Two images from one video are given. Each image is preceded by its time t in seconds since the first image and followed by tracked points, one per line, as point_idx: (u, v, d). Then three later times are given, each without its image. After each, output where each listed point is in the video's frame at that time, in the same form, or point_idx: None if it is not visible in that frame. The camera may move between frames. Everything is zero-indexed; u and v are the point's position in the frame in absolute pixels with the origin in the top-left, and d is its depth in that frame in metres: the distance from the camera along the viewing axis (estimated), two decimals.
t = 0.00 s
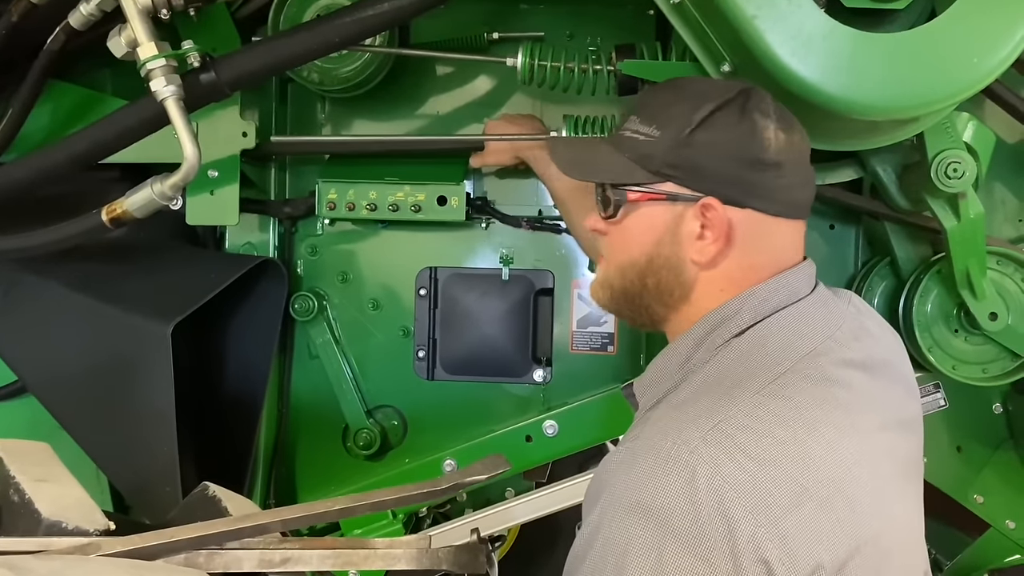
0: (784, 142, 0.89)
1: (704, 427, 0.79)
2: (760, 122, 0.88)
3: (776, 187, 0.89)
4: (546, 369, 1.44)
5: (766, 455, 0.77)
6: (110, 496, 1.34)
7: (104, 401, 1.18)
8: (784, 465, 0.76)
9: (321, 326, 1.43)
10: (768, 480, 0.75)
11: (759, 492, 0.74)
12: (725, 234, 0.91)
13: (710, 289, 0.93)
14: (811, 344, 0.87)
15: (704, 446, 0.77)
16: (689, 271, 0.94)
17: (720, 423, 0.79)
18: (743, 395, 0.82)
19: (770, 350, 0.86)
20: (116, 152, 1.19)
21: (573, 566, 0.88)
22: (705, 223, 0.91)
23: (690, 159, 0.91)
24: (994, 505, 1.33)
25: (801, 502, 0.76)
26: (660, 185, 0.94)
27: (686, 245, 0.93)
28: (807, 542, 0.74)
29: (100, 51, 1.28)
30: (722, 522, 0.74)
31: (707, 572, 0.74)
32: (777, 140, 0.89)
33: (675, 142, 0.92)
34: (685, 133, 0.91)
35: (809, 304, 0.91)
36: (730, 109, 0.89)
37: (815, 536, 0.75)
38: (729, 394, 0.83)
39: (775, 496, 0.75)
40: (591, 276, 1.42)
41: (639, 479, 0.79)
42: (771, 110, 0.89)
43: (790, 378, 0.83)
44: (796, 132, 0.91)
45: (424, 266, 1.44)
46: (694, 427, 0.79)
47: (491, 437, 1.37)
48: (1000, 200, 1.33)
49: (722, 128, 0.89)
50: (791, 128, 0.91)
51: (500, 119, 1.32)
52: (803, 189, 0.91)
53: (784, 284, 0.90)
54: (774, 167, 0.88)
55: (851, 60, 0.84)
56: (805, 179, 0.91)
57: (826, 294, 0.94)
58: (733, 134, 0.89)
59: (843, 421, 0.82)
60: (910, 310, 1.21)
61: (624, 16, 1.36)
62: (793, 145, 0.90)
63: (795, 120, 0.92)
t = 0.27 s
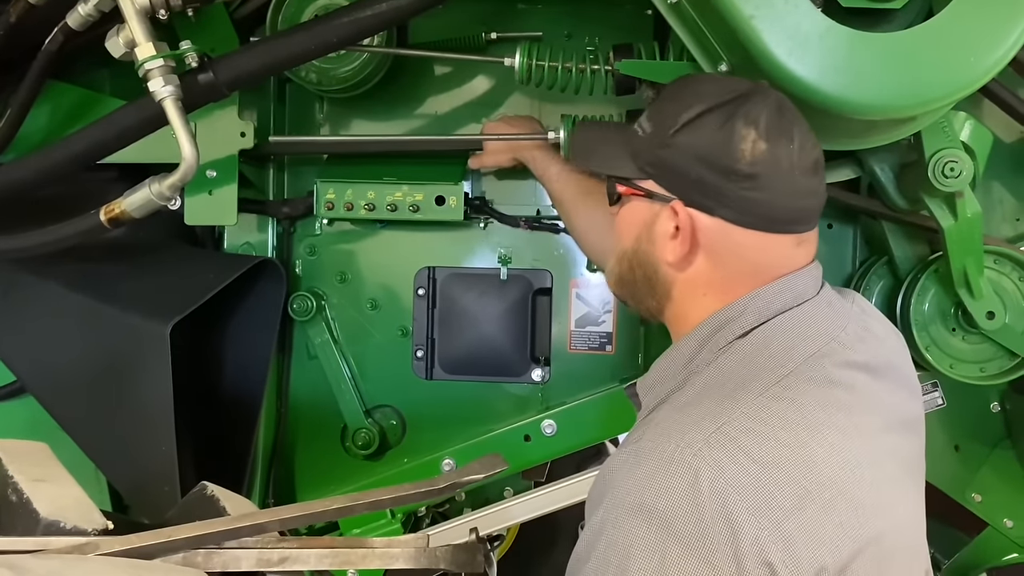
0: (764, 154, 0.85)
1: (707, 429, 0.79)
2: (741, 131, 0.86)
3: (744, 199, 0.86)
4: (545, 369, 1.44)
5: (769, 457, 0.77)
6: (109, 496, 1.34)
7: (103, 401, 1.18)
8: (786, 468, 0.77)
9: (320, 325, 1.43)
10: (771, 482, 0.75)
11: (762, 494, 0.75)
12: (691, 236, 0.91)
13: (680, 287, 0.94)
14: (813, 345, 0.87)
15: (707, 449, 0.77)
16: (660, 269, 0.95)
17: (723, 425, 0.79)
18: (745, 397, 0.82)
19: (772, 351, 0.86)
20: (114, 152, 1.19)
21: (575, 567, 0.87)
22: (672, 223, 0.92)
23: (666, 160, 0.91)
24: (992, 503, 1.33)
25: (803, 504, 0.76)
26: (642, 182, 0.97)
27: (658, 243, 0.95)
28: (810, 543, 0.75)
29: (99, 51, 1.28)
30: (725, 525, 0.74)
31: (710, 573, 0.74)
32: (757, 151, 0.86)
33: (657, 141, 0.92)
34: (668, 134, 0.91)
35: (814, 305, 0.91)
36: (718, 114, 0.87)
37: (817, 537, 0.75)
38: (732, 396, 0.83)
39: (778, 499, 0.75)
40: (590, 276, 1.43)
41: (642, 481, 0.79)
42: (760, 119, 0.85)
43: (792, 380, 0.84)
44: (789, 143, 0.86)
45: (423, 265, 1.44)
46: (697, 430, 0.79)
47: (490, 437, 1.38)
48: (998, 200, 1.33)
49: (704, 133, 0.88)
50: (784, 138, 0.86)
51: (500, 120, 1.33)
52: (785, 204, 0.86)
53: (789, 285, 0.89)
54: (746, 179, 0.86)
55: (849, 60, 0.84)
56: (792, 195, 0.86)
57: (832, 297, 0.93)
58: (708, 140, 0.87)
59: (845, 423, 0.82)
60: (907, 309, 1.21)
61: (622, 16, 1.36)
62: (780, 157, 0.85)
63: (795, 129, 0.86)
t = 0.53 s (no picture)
0: (760, 161, 0.85)
1: (708, 432, 0.79)
2: (737, 136, 0.85)
3: (737, 206, 0.86)
4: (543, 370, 1.44)
5: (770, 459, 0.77)
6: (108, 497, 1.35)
7: (102, 402, 1.18)
8: (787, 470, 0.77)
9: (319, 326, 1.43)
10: (772, 484, 0.76)
11: (762, 496, 0.75)
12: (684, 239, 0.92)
13: (675, 288, 0.95)
14: (814, 346, 0.87)
15: (708, 451, 0.77)
16: (655, 269, 0.96)
17: (723, 427, 0.79)
18: (746, 399, 0.82)
19: (773, 353, 0.86)
20: (113, 154, 1.19)
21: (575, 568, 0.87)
22: (665, 226, 0.92)
23: (662, 163, 0.91)
24: (989, 502, 1.34)
25: (804, 506, 0.76)
26: (640, 183, 0.97)
27: (653, 244, 0.95)
28: (811, 545, 0.75)
29: (97, 53, 1.28)
30: (726, 526, 0.74)
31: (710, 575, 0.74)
32: (752, 158, 0.85)
33: (656, 141, 0.91)
34: (665, 136, 0.90)
35: (814, 307, 0.91)
36: (717, 118, 0.86)
37: (818, 539, 0.76)
38: (733, 398, 0.83)
39: (779, 500, 0.75)
40: (588, 276, 1.43)
41: (642, 483, 0.79)
42: (757, 125, 0.85)
43: (793, 382, 0.84)
44: (786, 150, 0.85)
45: (423, 266, 1.44)
46: (697, 432, 0.79)
47: (489, 437, 1.38)
48: (995, 200, 1.33)
49: (701, 137, 0.87)
50: (781, 145, 0.85)
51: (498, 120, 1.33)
52: (779, 212, 0.85)
53: (789, 286, 0.90)
54: (740, 185, 0.85)
55: (845, 61, 0.85)
56: (787, 203, 0.85)
57: (833, 298, 0.94)
58: (705, 144, 0.87)
59: (845, 424, 0.82)
60: (904, 309, 1.21)
61: (619, 17, 1.36)
62: (776, 165, 0.85)
63: (793, 137, 0.86)
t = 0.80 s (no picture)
0: (760, 161, 0.85)
1: (708, 437, 0.79)
2: (736, 136, 0.85)
3: (738, 207, 0.86)
4: (542, 370, 1.44)
5: (770, 464, 0.77)
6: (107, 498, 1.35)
7: (102, 403, 1.18)
8: (787, 475, 0.77)
9: (318, 328, 1.43)
10: (772, 490, 0.76)
11: (762, 501, 0.76)
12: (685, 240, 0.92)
13: (676, 288, 0.95)
14: (814, 349, 0.87)
15: (709, 456, 0.77)
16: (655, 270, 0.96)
17: (724, 433, 0.79)
18: (747, 403, 0.82)
19: (773, 355, 0.87)
20: (113, 156, 1.20)
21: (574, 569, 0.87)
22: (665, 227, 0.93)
23: (661, 162, 0.91)
24: (986, 502, 1.34)
25: (805, 512, 0.77)
26: (639, 183, 0.98)
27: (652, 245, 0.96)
28: (810, 550, 0.76)
29: (96, 55, 1.28)
30: (726, 532, 0.75)
31: None
32: (752, 157, 0.85)
33: (655, 141, 0.92)
34: (664, 136, 0.90)
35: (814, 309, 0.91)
36: (716, 117, 0.86)
37: (817, 544, 0.77)
38: (734, 401, 0.83)
39: (779, 506, 0.76)
40: (586, 277, 1.43)
41: (643, 487, 0.79)
42: (756, 125, 0.85)
43: (793, 386, 0.84)
44: (787, 149, 0.85)
45: (421, 267, 1.44)
46: (698, 437, 0.79)
47: (487, 437, 1.38)
48: (992, 200, 1.33)
49: (699, 136, 0.87)
50: (781, 144, 0.85)
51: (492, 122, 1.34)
52: (778, 213, 0.86)
53: (790, 288, 0.90)
54: (740, 186, 0.85)
55: (840, 62, 0.85)
56: (787, 202, 0.85)
57: (834, 299, 0.94)
58: (703, 144, 0.87)
59: (844, 428, 0.83)
60: (902, 309, 1.21)
61: (617, 18, 1.37)
62: (776, 164, 0.85)
63: (794, 136, 0.85)
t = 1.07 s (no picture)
0: (757, 166, 0.84)
1: (723, 442, 0.79)
2: (733, 141, 0.84)
3: (736, 213, 0.85)
4: (541, 371, 1.44)
5: (784, 468, 0.78)
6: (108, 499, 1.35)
7: (102, 405, 1.18)
8: (801, 479, 0.78)
9: (317, 329, 1.44)
10: (787, 494, 0.77)
11: (777, 506, 0.76)
12: (682, 245, 0.92)
13: (673, 292, 0.95)
14: (820, 348, 0.88)
15: (725, 463, 0.78)
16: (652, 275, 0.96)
17: (738, 437, 0.79)
18: (757, 405, 0.82)
19: (780, 356, 0.87)
20: (113, 157, 1.20)
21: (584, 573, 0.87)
22: (661, 232, 0.92)
23: (657, 166, 0.90)
24: (985, 502, 1.34)
25: (820, 514, 0.78)
26: (634, 186, 0.97)
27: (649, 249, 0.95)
28: (824, 551, 0.77)
29: (96, 56, 1.28)
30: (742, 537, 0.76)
31: None
32: (750, 163, 0.84)
33: (650, 144, 0.91)
34: (659, 139, 0.89)
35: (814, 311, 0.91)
36: (713, 121, 0.86)
37: (831, 545, 0.78)
38: (744, 403, 0.83)
39: (793, 510, 0.77)
40: (585, 278, 1.43)
41: (657, 494, 0.79)
42: (754, 129, 0.84)
43: (802, 388, 0.84)
44: (784, 153, 0.84)
45: (421, 268, 1.44)
46: (712, 442, 0.80)
47: (487, 438, 1.38)
48: (991, 201, 1.33)
49: (696, 141, 0.86)
50: (779, 147, 0.84)
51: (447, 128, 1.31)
52: (777, 218, 0.85)
53: (790, 290, 0.90)
54: (738, 191, 0.84)
55: (838, 63, 0.85)
56: (785, 207, 0.85)
57: (831, 298, 0.94)
58: (700, 149, 0.86)
59: (853, 429, 0.84)
60: (900, 309, 1.21)
61: (615, 20, 1.37)
62: (774, 168, 0.84)
63: (792, 139, 0.84)
